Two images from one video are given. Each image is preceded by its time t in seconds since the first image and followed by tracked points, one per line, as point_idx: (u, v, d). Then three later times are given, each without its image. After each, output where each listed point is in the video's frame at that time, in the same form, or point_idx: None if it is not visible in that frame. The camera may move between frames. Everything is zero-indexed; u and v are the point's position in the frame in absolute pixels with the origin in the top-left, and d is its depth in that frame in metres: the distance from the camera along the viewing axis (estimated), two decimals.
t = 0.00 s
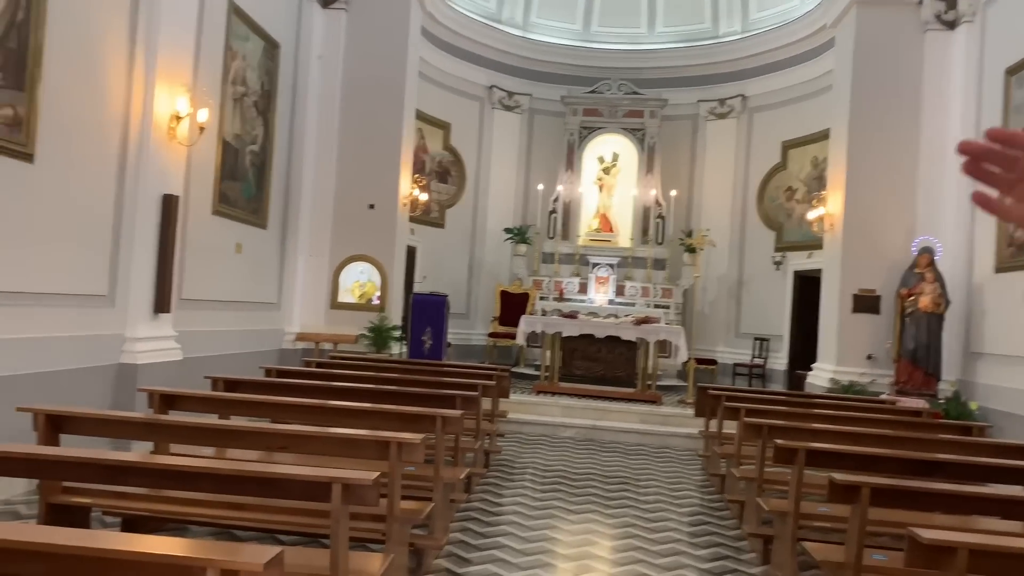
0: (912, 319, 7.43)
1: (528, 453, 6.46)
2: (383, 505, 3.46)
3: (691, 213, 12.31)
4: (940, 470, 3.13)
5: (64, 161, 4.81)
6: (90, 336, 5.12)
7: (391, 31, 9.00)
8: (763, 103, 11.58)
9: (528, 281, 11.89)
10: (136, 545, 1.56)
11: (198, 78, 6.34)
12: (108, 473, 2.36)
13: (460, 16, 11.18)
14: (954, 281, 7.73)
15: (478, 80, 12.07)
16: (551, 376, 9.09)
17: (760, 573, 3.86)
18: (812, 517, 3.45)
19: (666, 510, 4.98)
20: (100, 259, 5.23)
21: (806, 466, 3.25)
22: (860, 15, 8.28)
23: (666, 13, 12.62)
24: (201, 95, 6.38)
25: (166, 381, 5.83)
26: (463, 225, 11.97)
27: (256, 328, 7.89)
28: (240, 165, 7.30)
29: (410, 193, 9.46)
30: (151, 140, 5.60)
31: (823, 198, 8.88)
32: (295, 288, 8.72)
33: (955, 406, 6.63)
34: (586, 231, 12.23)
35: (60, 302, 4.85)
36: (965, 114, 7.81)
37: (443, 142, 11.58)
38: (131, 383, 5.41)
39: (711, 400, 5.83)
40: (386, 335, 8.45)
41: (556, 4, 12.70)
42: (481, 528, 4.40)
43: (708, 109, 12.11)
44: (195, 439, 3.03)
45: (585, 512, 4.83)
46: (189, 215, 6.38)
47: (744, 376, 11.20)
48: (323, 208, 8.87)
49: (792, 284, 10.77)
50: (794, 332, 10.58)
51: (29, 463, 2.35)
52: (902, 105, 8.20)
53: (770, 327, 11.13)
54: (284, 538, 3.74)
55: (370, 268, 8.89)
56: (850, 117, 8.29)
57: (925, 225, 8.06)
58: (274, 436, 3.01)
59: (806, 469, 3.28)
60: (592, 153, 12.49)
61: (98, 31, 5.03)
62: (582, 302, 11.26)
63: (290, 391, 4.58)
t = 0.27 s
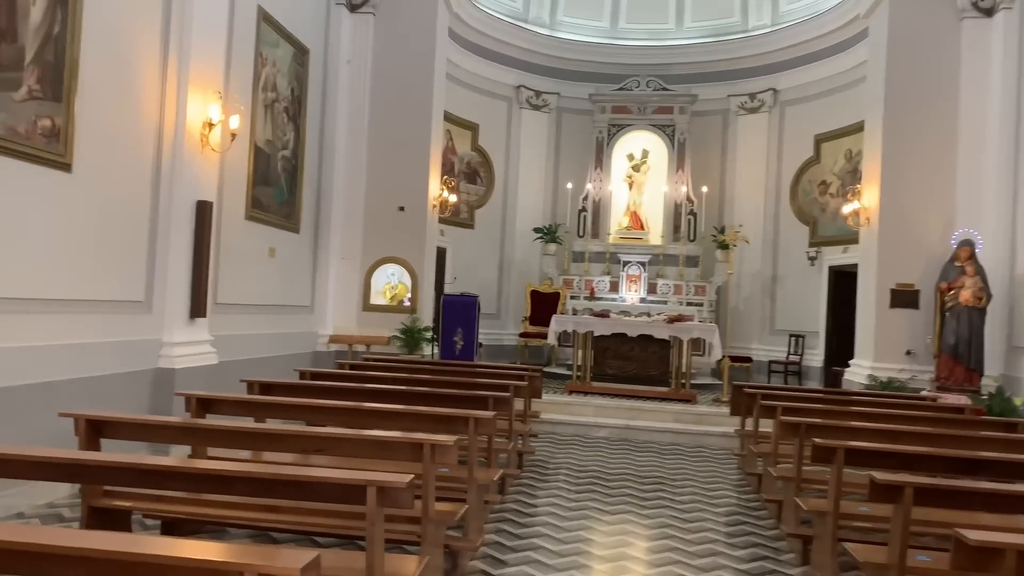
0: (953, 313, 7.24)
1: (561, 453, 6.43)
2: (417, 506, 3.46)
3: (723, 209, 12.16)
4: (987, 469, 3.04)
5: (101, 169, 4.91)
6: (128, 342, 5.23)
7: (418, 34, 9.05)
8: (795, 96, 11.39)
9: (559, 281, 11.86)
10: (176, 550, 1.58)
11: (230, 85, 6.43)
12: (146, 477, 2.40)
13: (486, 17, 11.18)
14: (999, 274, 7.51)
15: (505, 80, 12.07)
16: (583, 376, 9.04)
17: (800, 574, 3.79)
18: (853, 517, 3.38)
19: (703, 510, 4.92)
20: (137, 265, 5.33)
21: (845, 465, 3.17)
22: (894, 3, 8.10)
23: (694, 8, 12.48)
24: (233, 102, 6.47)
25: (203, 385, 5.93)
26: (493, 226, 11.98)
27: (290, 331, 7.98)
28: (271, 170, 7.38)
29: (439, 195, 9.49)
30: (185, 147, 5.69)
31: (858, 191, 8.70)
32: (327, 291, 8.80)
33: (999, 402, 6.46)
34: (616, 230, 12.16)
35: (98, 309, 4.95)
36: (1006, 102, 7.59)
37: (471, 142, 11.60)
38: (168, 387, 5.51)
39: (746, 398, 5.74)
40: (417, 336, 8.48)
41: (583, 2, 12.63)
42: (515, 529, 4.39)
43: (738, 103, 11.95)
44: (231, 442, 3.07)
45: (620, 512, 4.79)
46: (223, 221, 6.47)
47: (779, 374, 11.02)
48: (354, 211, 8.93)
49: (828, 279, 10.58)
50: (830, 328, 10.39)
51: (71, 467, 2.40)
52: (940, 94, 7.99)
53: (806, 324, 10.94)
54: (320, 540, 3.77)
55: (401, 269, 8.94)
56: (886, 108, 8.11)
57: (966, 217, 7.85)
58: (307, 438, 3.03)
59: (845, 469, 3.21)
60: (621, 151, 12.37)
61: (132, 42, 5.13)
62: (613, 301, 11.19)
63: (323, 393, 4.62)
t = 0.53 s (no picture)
0: (976, 315, 7.14)
1: (580, 458, 6.40)
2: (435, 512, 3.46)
3: (740, 211, 12.08)
4: (1015, 473, 2.98)
5: (121, 178, 4.96)
6: (148, 349, 5.27)
7: (432, 40, 9.08)
8: (813, 97, 11.29)
9: (576, 285, 11.84)
10: (198, 558, 1.58)
11: (247, 94, 6.49)
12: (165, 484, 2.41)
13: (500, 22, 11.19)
14: None
15: (520, 85, 12.09)
16: (601, 380, 9.00)
17: None
18: (877, 523, 3.32)
19: (723, 515, 4.86)
20: (156, 273, 5.38)
21: (868, 470, 3.13)
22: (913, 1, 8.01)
23: (709, 10, 12.42)
24: (250, 111, 6.52)
25: (223, 392, 5.96)
26: (509, 231, 11.98)
27: (308, 337, 8.01)
28: (288, 177, 7.43)
29: (455, 200, 9.51)
30: (203, 154, 5.74)
31: (878, 192, 8.61)
32: (344, 297, 8.83)
33: None
34: (633, 233, 12.11)
35: (119, 317, 5.00)
36: None
37: (487, 147, 11.61)
38: (188, 394, 5.55)
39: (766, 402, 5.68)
40: (434, 341, 8.49)
41: (597, 6, 12.62)
42: (534, 535, 4.37)
43: (755, 105, 11.87)
44: (249, 449, 3.08)
45: (639, 518, 4.75)
46: (241, 228, 6.52)
47: (800, 377, 10.91)
48: (371, 217, 8.97)
49: (848, 281, 10.47)
50: (851, 330, 10.27)
51: (91, 476, 2.41)
52: (961, 92, 7.89)
53: (826, 326, 10.83)
54: (338, 546, 3.77)
55: (418, 275, 8.95)
56: (905, 108, 8.01)
57: (989, 216, 7.73)
58: (325, 444, 3.03)
59: (868, 474, 3.16)
60: (638, 152, 12.43)
61: (150, 52, 5.19)
62: (630, 305, 11.14)
63: (341, 400, 4.64)
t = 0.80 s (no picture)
0: (970, 319, 7.16)
1: (576, 465, 6.39)
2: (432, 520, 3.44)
3: (734, 217, 12.11)
4: (1013, 479, 2.98)
5: (115, 185, 4.95)
6: (142, 357, 5.24)
7: (426, 47, 9.09)
8: (805, 102, 11.33)
9: (571, 291, 11.84)
10: (194, 570, 1.57)
11: (242, 101, 6.48)
12: (160, 495, 2.39)
13: (495, 29, 11.21)
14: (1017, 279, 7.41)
15: (515, 91, 12.11)
16: (597, 386, 9.00)
17: None
18: (875, 528, 3.31)
19: (720, 521, 4.85)
20: (150, 280, 5.36)
21: (865, 475, 3.12)
22: (905, 8, 8.06)
23: (703, 16, 12.47)
24: (244, 118, 6.51)
25: (217, 400, 5.93)
26: (504, 237, 11.98)
27: (303, 344, 7.98)
28: (283, 184, 7.42)
29: (450, 206, 9.52)
30: (197, 161, 5.73)
31: (871, 197, 8.65)
32: (339, 304, 8.81)
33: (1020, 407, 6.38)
34: (627, 239, 12.12)
35: (113, 325, 4.97)
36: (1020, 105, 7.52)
37: (482, 154, 11.62)
38: (183, 403, 5.51)
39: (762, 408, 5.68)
40: (430, 348, 8.47)
41: (591, 13, 12.67)
42: (532, 542, 4.35)
43: (748, 111, 11.91)
44: (245, 458, 3.06)
45: (636, 525, 4.73)
46: (236, 235, 6.51)
47: (795, 382, 10.92)
48: (366, 224, 8.96)
49: (842, 286, 10.50)
50: (846, 335, 10.29)
51: (85, 486, 2.39)
52: (953, 98, 7.93)
53: (820, 331, 10.84)
54: (334, 555, 3.75)
55: (413, 281, 8.93)
56: (898, 114, 8.05)
57: (983, 221, 7.77)
58: (322, 453, 3.02)
59: (866, 479, 3.15)
60: (632, 159, 12.44)
61: (144, 59, 5.18)
62: (625, 311, 11.14)
63: (337, 407, 4.62)
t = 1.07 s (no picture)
0: (927, 321, 7.34)
1: (544, 469, 6.38)
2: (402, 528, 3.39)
3: (697, 221, 12.25)
4: (974, 477, 3.05)
5: (70, 188, 4.79)
6: (100, 364, 5.08)
7: (390, 50, 9.02)
8: (765, 108, 11.54)
9: (537, 295, 11.85)
10: None
11: (202, 103, 6.35)
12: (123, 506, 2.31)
13: (460, 33, 11.18)
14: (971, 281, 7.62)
15: (480, 95, 12.09)
16: (564, 390, 9.01)
17: None
18: (841, 528, 3.37)
19: (688, 523, 4.88)
20: (108, 285, 5.20)
21: (832, 476, 3.17)
22: (862, 17, 8.26)
23: (666, 23, 12.62)
24: (205, 119, 6.37)
25: (178, 408, 5.78)
26: (470, 241, 11.94)
27: (265, 350, 7.84)
28: (245, 187, 7.28)
29: (416, 209, 9.47)
30: (157, 163, 5.59)
31: (831, 202, 8.83)
32: (303, 309, 8.68)
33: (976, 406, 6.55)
34: (593, 243, 12.18)
35: (69, 331, 4.81)
36: (972, 113, 7.74)
37: (447, 157, 11.57)
38: (143, 411, 5.36)
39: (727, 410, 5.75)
40: (396, 353, 8.39)
41: (555, 18, 12.73)
42: (501, 548, 4.32)
43: (710, 116, 12.08)
44: (210, 467, 2.98)
45: (605, 528, 4.73)
46: (197, 238, 6.37)
47: (757, 384, 11.08)
48: (330, 227, 8.85)
49: (803, 289, 10.69)
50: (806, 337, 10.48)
51: (43, 498, 2.30)
52: (908, 106, 8.14)
53: (782, 333, 11.02)
54: (302, 565, 3.68)
55: (378, 286, 8.84)
56: (856, 120, 8.24)
57: (938, 226, 7.98)
58: (290, 461, 2.95)
59: (832, 479, 3.20)
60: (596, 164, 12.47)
61: (101, 58, 5.03)
62: (590, 314, 11.18)
63: (303, 414, 4.53)
